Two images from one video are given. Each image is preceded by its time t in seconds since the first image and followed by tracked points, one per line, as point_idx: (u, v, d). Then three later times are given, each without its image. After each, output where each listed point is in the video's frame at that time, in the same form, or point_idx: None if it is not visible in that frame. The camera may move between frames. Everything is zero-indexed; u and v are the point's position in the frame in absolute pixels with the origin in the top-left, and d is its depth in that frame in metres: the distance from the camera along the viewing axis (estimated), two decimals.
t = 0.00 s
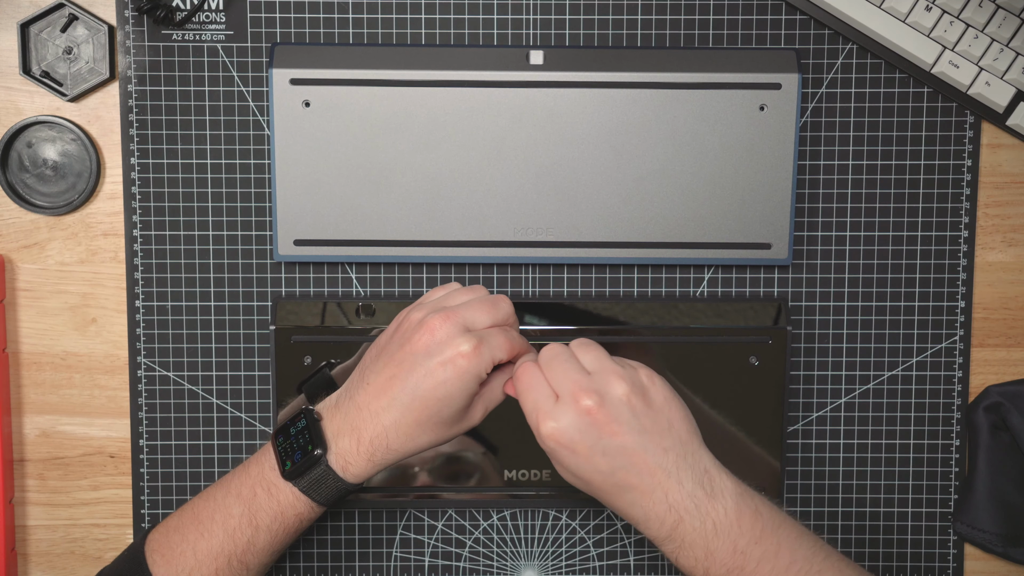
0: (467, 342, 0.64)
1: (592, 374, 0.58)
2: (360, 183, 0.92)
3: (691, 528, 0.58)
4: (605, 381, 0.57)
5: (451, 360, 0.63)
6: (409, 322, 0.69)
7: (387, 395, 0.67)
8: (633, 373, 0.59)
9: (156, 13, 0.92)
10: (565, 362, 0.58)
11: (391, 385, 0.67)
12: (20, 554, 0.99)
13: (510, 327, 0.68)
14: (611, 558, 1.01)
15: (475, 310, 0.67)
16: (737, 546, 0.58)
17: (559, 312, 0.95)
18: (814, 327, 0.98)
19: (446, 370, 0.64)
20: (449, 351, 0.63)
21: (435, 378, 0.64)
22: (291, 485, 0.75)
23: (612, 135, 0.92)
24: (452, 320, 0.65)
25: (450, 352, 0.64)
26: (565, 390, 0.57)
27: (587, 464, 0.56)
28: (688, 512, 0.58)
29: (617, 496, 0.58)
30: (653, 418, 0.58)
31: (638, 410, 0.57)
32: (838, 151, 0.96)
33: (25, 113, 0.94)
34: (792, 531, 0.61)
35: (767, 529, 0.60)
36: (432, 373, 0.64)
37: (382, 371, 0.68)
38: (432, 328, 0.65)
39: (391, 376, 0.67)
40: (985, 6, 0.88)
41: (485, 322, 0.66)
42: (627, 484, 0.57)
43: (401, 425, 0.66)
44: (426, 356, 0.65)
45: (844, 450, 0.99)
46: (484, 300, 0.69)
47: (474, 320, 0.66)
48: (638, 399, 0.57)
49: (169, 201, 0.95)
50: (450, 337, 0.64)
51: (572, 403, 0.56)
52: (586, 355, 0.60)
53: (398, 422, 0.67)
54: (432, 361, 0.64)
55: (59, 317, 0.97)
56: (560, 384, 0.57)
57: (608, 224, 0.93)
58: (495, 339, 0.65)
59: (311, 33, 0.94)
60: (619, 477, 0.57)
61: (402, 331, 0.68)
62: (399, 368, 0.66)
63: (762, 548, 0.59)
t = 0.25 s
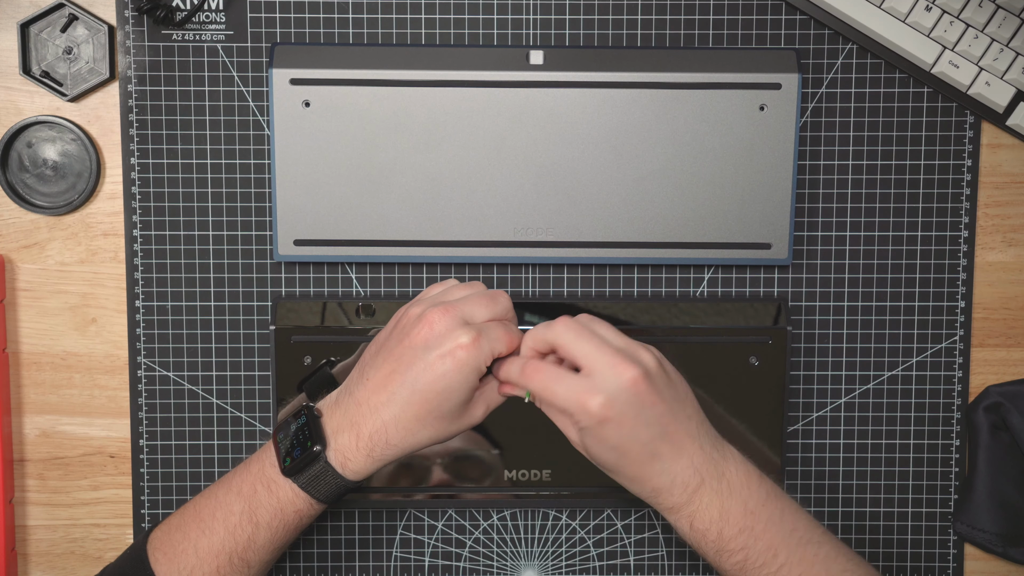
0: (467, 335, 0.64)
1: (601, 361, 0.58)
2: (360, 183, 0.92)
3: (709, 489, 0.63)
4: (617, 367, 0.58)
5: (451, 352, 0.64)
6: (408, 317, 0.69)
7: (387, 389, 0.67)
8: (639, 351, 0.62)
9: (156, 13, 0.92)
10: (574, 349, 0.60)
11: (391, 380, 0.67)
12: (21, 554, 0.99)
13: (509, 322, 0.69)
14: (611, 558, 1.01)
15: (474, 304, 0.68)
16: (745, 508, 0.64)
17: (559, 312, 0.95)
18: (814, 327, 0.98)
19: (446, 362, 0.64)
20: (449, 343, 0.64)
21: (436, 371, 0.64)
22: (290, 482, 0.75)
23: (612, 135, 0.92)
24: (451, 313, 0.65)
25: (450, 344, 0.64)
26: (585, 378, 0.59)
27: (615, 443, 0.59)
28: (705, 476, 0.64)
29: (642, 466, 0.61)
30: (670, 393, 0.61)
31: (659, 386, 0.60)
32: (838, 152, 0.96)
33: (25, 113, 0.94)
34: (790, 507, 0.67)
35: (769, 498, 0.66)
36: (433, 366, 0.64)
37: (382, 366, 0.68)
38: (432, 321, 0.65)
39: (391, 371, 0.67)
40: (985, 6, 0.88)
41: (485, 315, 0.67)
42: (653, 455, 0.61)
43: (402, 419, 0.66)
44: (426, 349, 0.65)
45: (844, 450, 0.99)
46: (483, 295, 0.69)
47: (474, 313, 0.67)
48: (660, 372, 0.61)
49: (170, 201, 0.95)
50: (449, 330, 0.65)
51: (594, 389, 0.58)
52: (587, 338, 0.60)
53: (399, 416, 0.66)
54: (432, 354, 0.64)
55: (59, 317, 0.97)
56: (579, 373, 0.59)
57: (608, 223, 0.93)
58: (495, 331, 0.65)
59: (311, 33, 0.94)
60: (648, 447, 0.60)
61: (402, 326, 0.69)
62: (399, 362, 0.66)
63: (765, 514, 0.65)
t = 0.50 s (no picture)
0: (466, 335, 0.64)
1: (646, 339, 0.65)
2: (361, 183, 0.92)
3: (717, 477, 0.73)
4: (659, 347, 0.65)
5: (450, 352, 0.63)
6: (409, 317, 0.69)
7: (387, 390, 0.67)
8: (660, 330, 0.71)
9: (156, 13, 0.92)
10: (619, 320, 0.65)
11: (392, 380, 0.67)
12: (21, 554, 0.99)
13: (510, 322, 0.69)
14: (611, 558, 1.01)
15: (475, 304, 0.67)
16: (748, 492, 0.75)
17: (559, 312, 0.95)
18: (814, 328, 0.98)
19: (445, 363, 0.64)
20: (448, 344, 0.63)
21: (435, 371, 0.64)
22: (291, 482, 0.75)
23: (612, 135, 0.92)
24: (451, 314, 0.65)
25: (449, 344, 0.63)
26: (629, 353, 0.65)
27: (643, 414, 0.67)
28: (714, 464, 0.73)
29: (662, 445, 0.69)
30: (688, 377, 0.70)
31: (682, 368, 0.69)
32: (838, 152, 0.96)
33: (25, 113, 0.94)
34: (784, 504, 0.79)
35: (764, 488, 0.78)
36: (432, 367, 0.64)
37: (383, 366, 0.68)
38: (432, 321, 0.65)
39: (391, 371, 0.67)
40: (985, 6, 0.88)
41: (485, 316, 0.67)
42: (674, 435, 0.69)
43: (403, 419, 0.66)
44: (425, 350, 0.65)
45: (844, 450, 0.99)
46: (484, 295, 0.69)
47: (474, 313, 0.67)
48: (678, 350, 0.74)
49: (169, 201, 0.95)
50: (449, 330, 0.64)
51: (639, 364, 0.65)
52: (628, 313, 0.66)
53: (399, 416, 0.66)
54: (432, 354, 0.64)
55: (59, 317, 0.97)
56: (625, 348, 0.65)
57: (608, 223, 0.93)
58: (494, 332, 0.65)
59: (311, 33, 0.94)
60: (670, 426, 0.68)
61: (402, 326, 0.69)
62: (399, 362, 0.66)
63: (763, 499, 0.76)
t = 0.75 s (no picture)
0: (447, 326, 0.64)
1: (646, 351, 0.66)
2: (361, 183, 0.92)
3: (722, 485, 0.74)
4: (659, 359, 0.66)
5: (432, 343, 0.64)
6: (392, 311, 0.69)
7: (369, 382, 0.67)
8: (657, 341, 0.72)
9: (156, 13, 0.92)
10: (619, 334, 0.65)
11: (373, 372, 0.67)
12: (21, 554, 0.99)
13: (495, 312, 0.70)
14: (611, 558, 1.01)
15: (458, 297, 0.68)
16: (752, 500, 0.76)
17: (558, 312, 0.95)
18: (814, 328, 0.98)
19: (427, 353, 0.64)
20: (431, 334, 0.64)
21: (415, 363, 0.64)
22: (272, 478, 0.74)
23: (612, 135, 0.92)
24: (433, 305, 0.66)
25: (430, 335, 0.64)
26: (631, 365, 0.66)
27: (648, 426, 0.67)
28: (719, 472, 0.74)
29: (668, 454, 0.70)
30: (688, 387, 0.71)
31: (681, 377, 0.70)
32: (838, 152, 0.96)
33: (25, 113, 0.94)
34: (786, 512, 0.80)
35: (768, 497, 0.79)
36: (412, 357, 0.64)
37: (363, 359, 0.68)
38: (413, 313, 0.65)
39: (372, 364, 0.67)
40: (985, 6, 0.88)
41: (468, 308, 0.68)
42: (680, 444, 0.70)
43: (384, 412, 0.66)
44: (407, 342, 0.65)
45: (845, 450, 0.99)
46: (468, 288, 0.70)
47: (457, 305, 0.67)
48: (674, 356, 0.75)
49: (170, 201, 0.95)
50: (430, 321, 0.65)
51: (641, 377, 0.65)
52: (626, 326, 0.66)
53: (380, 409, 0.66)
54: (413, 345, 0.64)
55: (59, 317, 0.97)
56: (626, 361, 0.66)
57: (609, 223, 0.93)
58: (477, 323, 0.66)
59: (311, 33, 0.94)
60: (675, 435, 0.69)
61: (385, 320, 0.69)
62: (380, 354, 0.66)
63: (767, 506, 0.78)
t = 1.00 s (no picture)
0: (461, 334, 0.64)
1: (635, 366, 0.65)
2: (361, 183, 0.92)
3: (717, 494, 0.74)
4: (648, 373, 0.66)
5: (445, 352, 0.63)
6: (406, 318, 0.69)
7: (384, 391, 0.67)
8: (648, 354, 0.71)
9: (156, 13, 0.92)
10: (609, 350, 0.65)
11: (388, 380, 0.66)
12: (20, 554, 0.99)
13: (508, 320, 0.69)
14: (611, 558, 1.01)
15: (471, 304, 0.68)
16: (747, 508, 0.76)
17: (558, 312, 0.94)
18: (814, 327, 0.98)
19: (441, 362, 0.63)
20: (445, 343, 0.63)
21: (430, 372, 0.64)
22: (288, 484, 0.75)
23: (612, 135, 0.92)
24: (446, 313, 0.65)
25: (444, 344, 0.63)
26: (620, 382, 0.65)
27: (641, 439, 0.67)
28: (715, 481, 0.74)
29: (661, 466, 0.70)
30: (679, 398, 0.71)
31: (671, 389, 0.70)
32: (838, 151, 0.96)
33: (25, 113, 0.94)
34: (783, 519, 0.80)
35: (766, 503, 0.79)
36: (426, 366, 0.64)
37: (378, 367, 0.68)
38: (426, 321, 0.65)
39: (387, 372, 0.67)
40: (985, 6, 0.88)
41: (481, 316, 0.67)
42: (673, 455, 0.70)
43: (399, 421, 0.66)
44: (421, 350, 0.64)
45: (845, 450, 0.99)
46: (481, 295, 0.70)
47: (470, 313, 0.67)
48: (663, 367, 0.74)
49: (169, 201, 0.96)
50: (444, 330, 0.64)
51: (631, 393, 0.65)
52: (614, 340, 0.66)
53: (395, 418, 0.66)
54: (427, 354, 0.64)
55: (59, 317, 0.97)
56: (615, 376, 0.65)
57: (608, 223, 0.93)
58: (490, 331, 0.65)
59: (311, 33, 0.94)
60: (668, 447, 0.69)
61: (399, 328, 0.69)
62: (395, 363, 0.66)
63: (763, 514, 0.78)
